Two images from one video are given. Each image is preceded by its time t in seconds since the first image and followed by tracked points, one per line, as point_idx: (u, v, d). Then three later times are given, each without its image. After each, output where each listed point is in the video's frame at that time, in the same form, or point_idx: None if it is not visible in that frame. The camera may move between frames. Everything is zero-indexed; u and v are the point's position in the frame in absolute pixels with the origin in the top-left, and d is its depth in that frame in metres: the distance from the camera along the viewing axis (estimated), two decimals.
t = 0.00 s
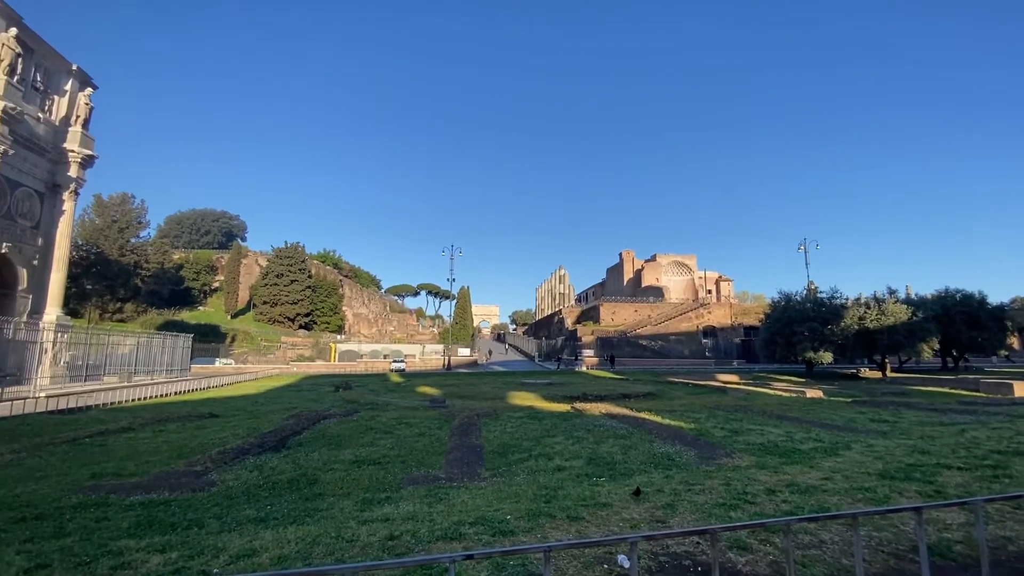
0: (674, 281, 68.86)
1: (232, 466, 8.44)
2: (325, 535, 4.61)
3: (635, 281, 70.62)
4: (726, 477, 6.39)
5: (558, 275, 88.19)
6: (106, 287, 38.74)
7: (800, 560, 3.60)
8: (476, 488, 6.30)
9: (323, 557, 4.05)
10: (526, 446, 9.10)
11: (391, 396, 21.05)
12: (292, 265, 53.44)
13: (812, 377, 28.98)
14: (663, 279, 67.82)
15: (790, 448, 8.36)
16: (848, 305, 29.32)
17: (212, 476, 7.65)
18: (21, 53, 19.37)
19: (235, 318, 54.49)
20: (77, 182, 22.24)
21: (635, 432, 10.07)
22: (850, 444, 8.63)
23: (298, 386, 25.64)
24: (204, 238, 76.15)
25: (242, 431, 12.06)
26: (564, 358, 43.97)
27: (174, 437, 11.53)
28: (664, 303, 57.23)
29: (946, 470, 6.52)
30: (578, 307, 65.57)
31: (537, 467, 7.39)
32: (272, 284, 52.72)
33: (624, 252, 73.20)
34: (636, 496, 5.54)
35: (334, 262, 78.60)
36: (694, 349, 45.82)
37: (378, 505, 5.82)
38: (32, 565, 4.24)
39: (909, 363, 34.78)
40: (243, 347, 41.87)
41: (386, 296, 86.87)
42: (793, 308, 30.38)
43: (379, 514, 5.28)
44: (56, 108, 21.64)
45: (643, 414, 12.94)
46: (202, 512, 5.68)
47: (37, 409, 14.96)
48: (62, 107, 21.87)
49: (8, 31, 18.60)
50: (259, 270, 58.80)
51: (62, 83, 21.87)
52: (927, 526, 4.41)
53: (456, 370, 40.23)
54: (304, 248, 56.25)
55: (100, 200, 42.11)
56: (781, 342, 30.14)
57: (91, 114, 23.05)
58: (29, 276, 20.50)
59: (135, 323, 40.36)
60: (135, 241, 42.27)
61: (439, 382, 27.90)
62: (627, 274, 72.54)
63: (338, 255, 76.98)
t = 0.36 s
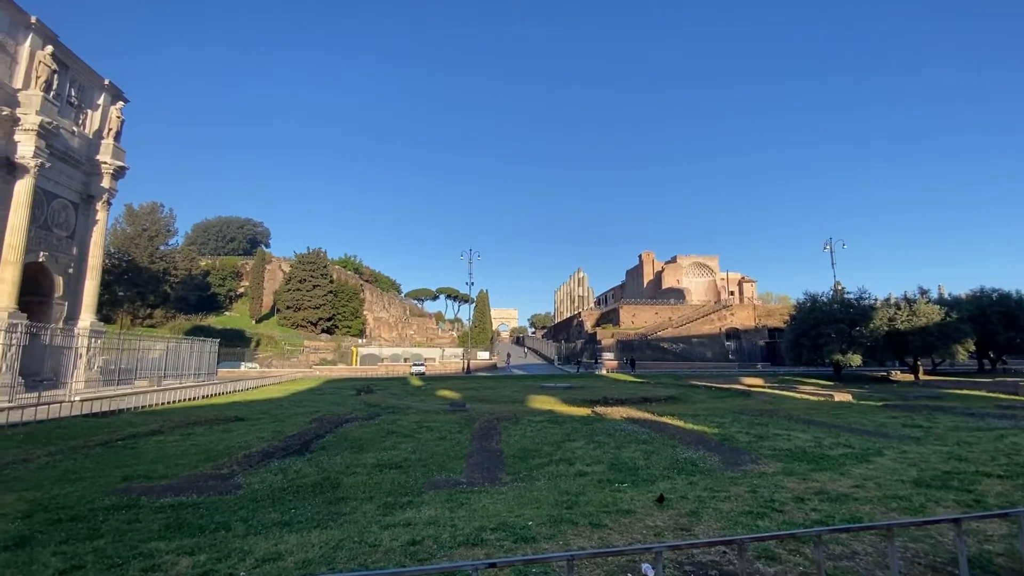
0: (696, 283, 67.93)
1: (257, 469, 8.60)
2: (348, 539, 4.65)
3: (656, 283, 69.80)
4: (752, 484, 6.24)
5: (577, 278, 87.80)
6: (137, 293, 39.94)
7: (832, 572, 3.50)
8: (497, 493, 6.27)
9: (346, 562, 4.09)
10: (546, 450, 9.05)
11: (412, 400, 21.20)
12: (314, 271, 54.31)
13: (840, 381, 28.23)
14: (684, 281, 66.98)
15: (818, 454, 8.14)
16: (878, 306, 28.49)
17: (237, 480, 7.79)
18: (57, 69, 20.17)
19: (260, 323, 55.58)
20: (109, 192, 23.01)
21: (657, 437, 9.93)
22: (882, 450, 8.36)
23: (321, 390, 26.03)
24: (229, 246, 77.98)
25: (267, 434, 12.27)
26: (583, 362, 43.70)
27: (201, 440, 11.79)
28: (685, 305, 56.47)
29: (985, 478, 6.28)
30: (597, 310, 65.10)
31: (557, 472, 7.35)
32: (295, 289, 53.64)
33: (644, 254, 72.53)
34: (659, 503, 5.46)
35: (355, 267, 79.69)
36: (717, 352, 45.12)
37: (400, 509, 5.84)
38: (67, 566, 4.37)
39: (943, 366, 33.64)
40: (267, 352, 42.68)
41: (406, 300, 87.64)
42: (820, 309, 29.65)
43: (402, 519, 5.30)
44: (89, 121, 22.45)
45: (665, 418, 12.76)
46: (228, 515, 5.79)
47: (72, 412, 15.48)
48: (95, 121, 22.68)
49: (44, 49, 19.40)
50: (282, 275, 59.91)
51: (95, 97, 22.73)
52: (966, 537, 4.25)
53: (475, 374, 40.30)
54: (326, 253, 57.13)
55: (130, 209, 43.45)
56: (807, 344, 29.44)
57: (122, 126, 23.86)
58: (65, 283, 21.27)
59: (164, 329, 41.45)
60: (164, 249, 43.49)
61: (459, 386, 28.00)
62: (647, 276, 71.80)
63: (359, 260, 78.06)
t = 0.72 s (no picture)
0: (723, 285, 66.67)
1: (288, 473, 8.77)
2: (376, 546, 4.68)
3: (681, 285, 68.73)
4: (787, 493, 6.06)
5: (600, 280, 87.11)
6: (172, 301, 41.32)
7: None
8: (524, 500, 6.22)
9: (374, 568, 4.13)
10: (572, 456, 8.96)
11: (437, 404, 21.33)
12: (340, 277, 55.27)
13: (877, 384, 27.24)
14: (710, 282, 65.83)
15: (856, 461, 7.85)
16: (915, 306, 27.40)
17: (269, 484, 7.97)
18: (96, 87, 21.11)
19: (289, 328, 56.88)
20: (146, 204, 23.89)
21: (686, 443, 9.73)
22: (925, 457, 8.01)
23: (348, 394, 26.42)
24: (260, 254, 80.15)
25: (297, 439, 12.52)
26: (608, 365, 43.30)
27: (234, 444, 12.11)
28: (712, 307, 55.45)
29: None
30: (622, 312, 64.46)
31: (584, 479, 7.26)
32: (323, 295, 54.73)
33: (669, 255, 71.56)
34: (689, 512, 5.34)
35: (380, 273, 80.88)
36: (747, 355, 44.23)
37: (427, 515, 5.85)
38: (109, 568, 4.54)
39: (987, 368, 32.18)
40: (296, 357, 43.62)
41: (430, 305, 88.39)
42: (854, 310, 28.67)
43: (429, 525, 5.31)
44: (127, 137, 23.38)
45: (693, 423, 12.50)
46: (262, 519, 5.92)
47: (113, 416, 16.11)
48: (133, 136, 23.62)
49: (84, 68, 20.37)
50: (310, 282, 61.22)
51: (132, 114, 23.68)
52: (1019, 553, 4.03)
53: (499, 378, 40.33)
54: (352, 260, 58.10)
55: (166, 220, 45.08)
56: (841, 346, 28.52)
57: (157, 141, 24.78)
58: (105, 292, 22.17)
59: (198, 335, 42.73)
60: (198, 258, 44.94)
61: (484, 390, 28.05)
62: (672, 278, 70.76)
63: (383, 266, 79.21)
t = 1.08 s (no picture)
0: (755, 286, 65.12)
1: (322, 478, 8.94)
2: (409, 552, 4.71)
3: (711, 286, 67.38)
4: (828, 502, 5.83)
5: (628, 283, 86.21)
6: (210, 309, 43.08)
7: None
8: (555, 507, 6.15)
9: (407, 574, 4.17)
10: (603, 462, 8.84)
11: (465, 409, 21.41)
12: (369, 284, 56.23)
13: (922, 387, 26.13)
14: (741, 284, 64.35)
15: (902, 469, 7.49)
16: (962, 305, 26.14)
17: (304, 488, 8.14)
18: (137, 106, 22.11)
19: (321, 335, 58.20)
20: (184, 217, 24.85)
21: (720, 450, 9.48)
22: (978, 465, 7.59)
23: (378, 399, 26.77)
24: (292, 262, 82.30)
25: (329, 444, 12.74)
26: (637, 369, 42.70)
27: (269, 449, 12.42)
28: (743, 308, 54.17)
29: None
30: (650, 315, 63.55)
31: (616, 486, 7.16)
32: (352, 302, 55.81)
33: (698, 256, 70.29)
34: (726, 523, 5.17)
35: (407, 279, 82.05)
36: (782, 358, 43.02)
37: (458, 521, 5.86)
38: (154, 571, 4.70)
39: None
40: (327, 362, 44.57)
41: (457, 310, 89.04)
42: (895, 311, 27.54)
43: (461, 532, 5.32)
44: (167, 152, 24.41)
45: (727, 429, 12.18)
46: (297, 524, 6.05)
47: (156, 421, 16.76)
48: (172, 152, 24.63)
49: (126, 88, 21.38)
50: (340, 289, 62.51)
51: (171, 130, 24.74)
52: None
53: (527, 382, 40.26)
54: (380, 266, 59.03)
55: (203, 231, 46.79)
56: (882, 348, 27.45)
57: (195, 155, 25.78)
58: (148, 302, 23.14)
59: (234, 342, 44.27)
60: (233, 267, 46.48)
61: (511, 394, 28.02)
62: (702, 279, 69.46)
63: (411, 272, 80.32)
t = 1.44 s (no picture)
0: (792, 285, 63.10)
1: (357, 484, 9.09)
2: (444, 561, 4.72)
3: (746, 287, 65.59)
4: (877, 515, 5.55)
5: (659, 285, 84.83)
6: (248, 317, 44.64)
7: None
8: (589, 516, 6.06)
9: None
10: (637, 470, 8.67)
11: (497, 414, 21.44)
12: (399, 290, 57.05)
13: (976, 391, 24.77)
14: (778, 284, 62.43)
15: (957, 479, 7.09)
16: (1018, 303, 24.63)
17: (340, 494, 8.28)
18: (179, 124, 23.16)
19: (354, 341, 59.40)
20: (224, 229, 25.82)
21: (760, 458, 9.17)
22: None
23: (410, 404, 27.10)
24: (326, 270, 84.27)
25: (364, 449, 12.94)
26: (670, 373, 41.88)
27: (306, 454, 12.71)
28: (780, 309, 52.51)
29: None
30: (682, 317, 62.31)
31: (651, 494, 7.02)
32: (383, 308, 56.76)
33: (731, 256, 68.60)
34: (768, 535, 4.98)
35: (437, 285, 82.99)
36: (822, 360, 41.48)
37: (492, 530, 5.84)
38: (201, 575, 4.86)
39: None
40: (361, 368, 45.44)
41: (486, 315, 89.40)
42: (944, 310, 26.18)
43: (495, 540, 5.30)
44: (207, 167, 25.44)
45: (766, 436, 11.80)
46: (335, 530, 6.15)
47: (200, 426, 17.40)
48: (212, 167, 25.68)
49: (168, 108, 22.44)
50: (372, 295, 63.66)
51: (210, 146, 25.79)
52: None
53: (557, 387, 40.05)
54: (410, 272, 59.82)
55: (241, 242, 48.47)
56: (931, 350, 26.14)
57: (233, 170, 26.80)
58: (191, 311, 24.14)
59: (272, 348, 45.95)
60: (270, 276, 47.94)
61: (542, 399, 27.88)
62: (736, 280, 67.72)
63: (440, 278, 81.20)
